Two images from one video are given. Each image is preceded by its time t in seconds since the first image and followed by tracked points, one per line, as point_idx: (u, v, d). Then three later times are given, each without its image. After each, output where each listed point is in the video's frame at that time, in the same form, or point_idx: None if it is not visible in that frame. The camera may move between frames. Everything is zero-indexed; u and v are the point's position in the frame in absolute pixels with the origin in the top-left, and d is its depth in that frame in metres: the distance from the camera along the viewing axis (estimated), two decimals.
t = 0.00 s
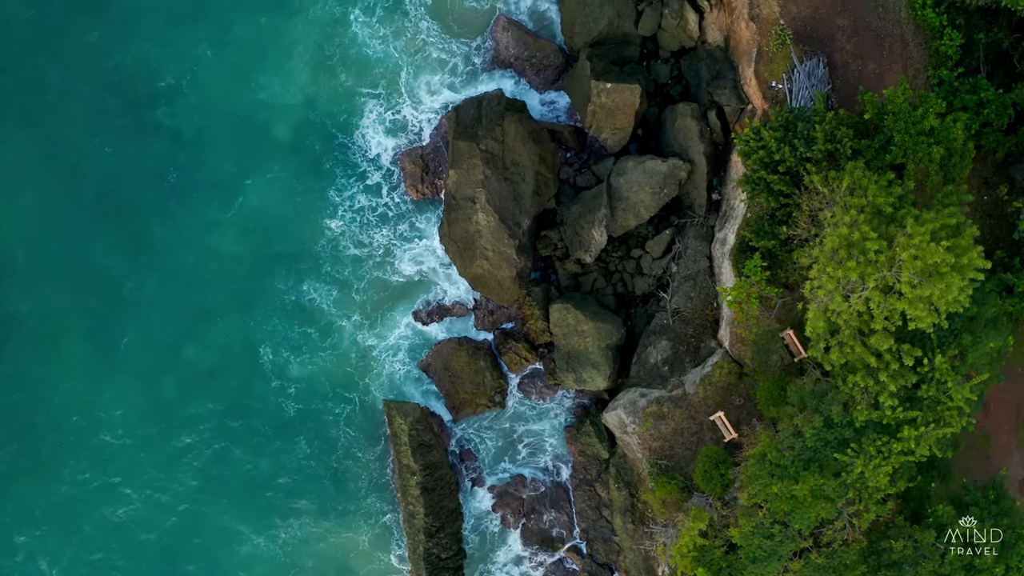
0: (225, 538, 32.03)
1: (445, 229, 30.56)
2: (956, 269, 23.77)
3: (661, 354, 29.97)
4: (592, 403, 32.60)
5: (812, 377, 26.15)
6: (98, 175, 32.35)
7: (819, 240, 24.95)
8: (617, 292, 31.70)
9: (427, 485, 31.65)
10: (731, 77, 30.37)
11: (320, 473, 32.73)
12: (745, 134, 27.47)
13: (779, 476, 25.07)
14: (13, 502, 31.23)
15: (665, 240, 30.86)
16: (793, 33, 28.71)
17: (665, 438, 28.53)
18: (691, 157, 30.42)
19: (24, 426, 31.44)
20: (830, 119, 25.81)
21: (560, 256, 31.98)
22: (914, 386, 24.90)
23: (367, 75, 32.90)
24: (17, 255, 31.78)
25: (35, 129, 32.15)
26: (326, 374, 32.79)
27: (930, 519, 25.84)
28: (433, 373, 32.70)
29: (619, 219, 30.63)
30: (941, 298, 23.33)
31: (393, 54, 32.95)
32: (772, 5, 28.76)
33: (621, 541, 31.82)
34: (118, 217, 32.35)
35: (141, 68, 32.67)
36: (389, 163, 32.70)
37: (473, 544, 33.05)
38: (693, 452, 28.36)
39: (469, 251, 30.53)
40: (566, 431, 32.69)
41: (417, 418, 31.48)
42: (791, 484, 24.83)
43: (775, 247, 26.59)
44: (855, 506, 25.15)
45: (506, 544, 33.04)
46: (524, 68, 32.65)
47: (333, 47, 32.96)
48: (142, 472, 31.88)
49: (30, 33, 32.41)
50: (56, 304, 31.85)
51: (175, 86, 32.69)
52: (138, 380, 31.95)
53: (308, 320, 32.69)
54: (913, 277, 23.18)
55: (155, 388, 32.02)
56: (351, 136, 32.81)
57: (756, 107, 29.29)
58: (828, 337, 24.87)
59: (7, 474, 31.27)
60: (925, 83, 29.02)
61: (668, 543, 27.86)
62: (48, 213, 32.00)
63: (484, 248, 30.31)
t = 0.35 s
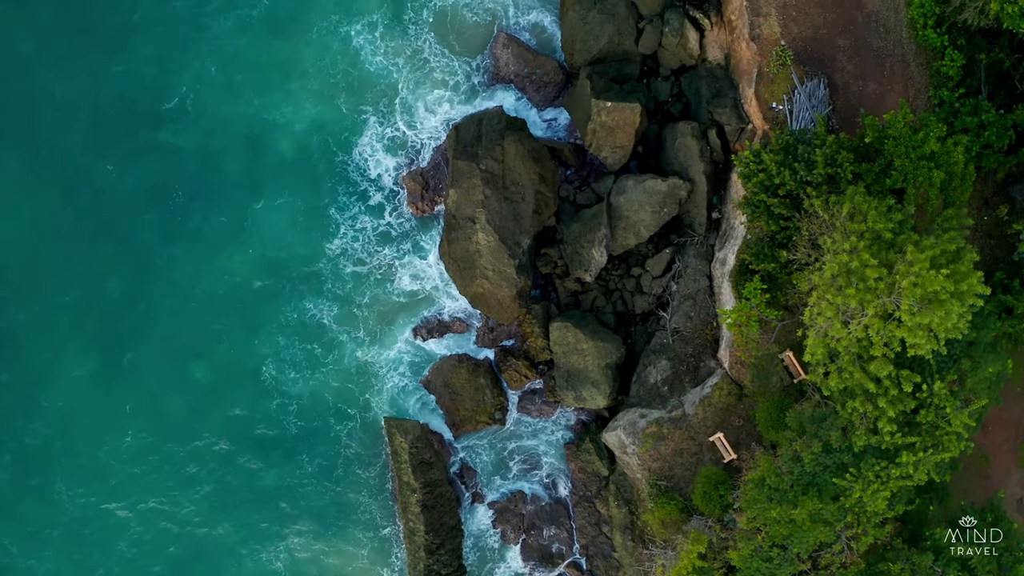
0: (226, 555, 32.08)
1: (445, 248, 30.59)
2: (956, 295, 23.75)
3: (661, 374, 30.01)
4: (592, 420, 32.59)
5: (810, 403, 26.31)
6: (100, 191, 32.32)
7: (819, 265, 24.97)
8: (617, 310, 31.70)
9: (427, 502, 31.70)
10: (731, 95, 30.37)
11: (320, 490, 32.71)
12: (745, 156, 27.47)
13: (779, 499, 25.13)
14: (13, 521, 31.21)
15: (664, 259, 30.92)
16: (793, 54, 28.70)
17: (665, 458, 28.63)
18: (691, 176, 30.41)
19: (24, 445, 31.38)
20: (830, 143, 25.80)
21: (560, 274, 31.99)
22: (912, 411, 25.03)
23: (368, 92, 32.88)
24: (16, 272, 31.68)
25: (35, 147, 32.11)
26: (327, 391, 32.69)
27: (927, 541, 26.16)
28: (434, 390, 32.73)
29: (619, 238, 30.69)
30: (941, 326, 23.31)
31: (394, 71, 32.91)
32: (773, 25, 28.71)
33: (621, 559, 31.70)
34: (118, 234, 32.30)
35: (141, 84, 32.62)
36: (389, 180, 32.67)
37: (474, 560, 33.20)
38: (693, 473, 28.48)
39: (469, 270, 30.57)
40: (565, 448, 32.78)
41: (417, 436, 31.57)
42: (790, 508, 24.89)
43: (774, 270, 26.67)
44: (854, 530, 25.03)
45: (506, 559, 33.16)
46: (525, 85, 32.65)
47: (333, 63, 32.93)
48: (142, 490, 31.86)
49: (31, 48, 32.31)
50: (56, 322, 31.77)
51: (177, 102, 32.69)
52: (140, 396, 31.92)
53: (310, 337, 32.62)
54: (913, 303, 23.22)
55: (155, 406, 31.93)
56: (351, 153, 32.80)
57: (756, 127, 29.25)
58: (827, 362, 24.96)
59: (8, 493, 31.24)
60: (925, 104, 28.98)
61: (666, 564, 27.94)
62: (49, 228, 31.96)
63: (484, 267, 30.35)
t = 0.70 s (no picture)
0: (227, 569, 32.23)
1: (445, 265, 30.56)
2: (955, 319, 23.73)
3: (660, 392, 29.98)
4: (593, 435, 32.43)
5: (812, 424, 26.38)
6: (101, 206, 32.38)
7: (819, 288, 25.06)
8: (617, 327, 31.74)
9: (427, 517, 31.76)
10: (731, 112, 30.30)
11: (321, 506, 32.62)
12: (745, 176, 27.42)
13: (777, 521, 25.32)
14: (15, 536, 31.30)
15: (664, 276, 30.96)
16: (794, 73, 28.66)
17: (665, 477, 28.73)
18: (691, 194, 30.39)
19: (24, 461, 31.43)
20: (830, 165, 25.75)
21: (560, 290, 32.03)
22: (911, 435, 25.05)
23: (369, 107, 32.86)
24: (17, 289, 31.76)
25: (35, 163, 32.17)
26: (328, 404, 32.58)
27: (925, 562, 25.95)
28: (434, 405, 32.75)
29: (619, 255, 30.71)
30: (940, 351, 23.27)
31: (395, 86, 32.90)
32: (773, 44, 28.70)
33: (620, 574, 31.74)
34: (118, 249, 32.30)
35: (141, 100, 32.68)
36: (389, 196, 32.68)
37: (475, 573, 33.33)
38: (692, 491, 28.58)
39: (469, 287, 30.58)
40: (565, 463, 32.71)
41: (417, 452, 31.65)
42: (788, 530, 25.04)
43: (774, 291, 26.72)
44: (852, 551, 24.98)
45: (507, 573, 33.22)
46: (525, 101, 32.64)
47: (332, 78, 32.91)
48: (142, 506, 31.81)
49: (32, 65, 32.44)
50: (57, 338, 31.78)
51: (177, 117, 32.72)
52: (142, 411, 31.94)
53: (312, 352, 32.52)
54: (913, 327, 23.21)
55: (156, 422, 31.96)
56: (351, 169, 32.77)
57: (756, 145, 29.22)
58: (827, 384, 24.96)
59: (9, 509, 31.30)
60: (926, 122, 28.91)
61: None
62: (50, 243, 32.02)
63: (484, 284, 30.37)
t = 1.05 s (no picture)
0: None
1: (445, 284, 30.54)
2: (954, 344, 23.81)
3: (660, 412, 30.09)
4: (592, 451, 32.52)
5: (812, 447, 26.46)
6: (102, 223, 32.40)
7: (820, 313, 25.13)
8: (617, 345, 31.76)
9: (427, 535, 31.79)
10: (731, 130, 30.28)
11: (321, 523, 32.58)
12: (745, 199, 27.42)
13: (776, 545, 25.40)
14: (15, 554, 31.25)
15: (664, 294, 30.94)
16: (794, 93, 28.59)
17: (664, 497, 28.87)
18: (691, 212, 30.39)
19: (24, 478, 31.36)
20: (830, 189, 25.73)
21: (560, 307, 32.00)
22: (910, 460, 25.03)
23: (373, 124, 33.03)
24: (17, 306, 31.74)
25: (35, 179, 32.22)
26: (331, 421, 32.63)
27: None
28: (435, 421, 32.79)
29: (619, 274, 30.70)
30: (940, 378, 23.29)
31: (400, 104, 33.07)
32: (774, 64, 28.65)
33: None
34: (118, 267, 32.31)
35: (142, 118, 32.82)
36: (390, 213, 32.77)
37: None
38: (692, 511, 28.67)
39: (469, 306, 30.60)
40: (565, 479, 32.72)
41: (417, 470, 31.67)
42: (787, 553, 25.16)
43: (774, 313, 26.75)
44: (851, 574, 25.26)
45: None
46: (524, 118, 32.71)
47: (339, 96, 33.12)
48: (142, 523, 31.76)
49: (32, 83, 32.52)
50: (57, 355, 31.73)
51: (178, 135, 32.85)
52: (143, 428, 31.89)
53: (315, 369, 32.55)
54: (912, 354, 23.26)
55: (156, 439, 31.91)
56: (352, 188, 32.87)
57: (756, 165, 29.19)
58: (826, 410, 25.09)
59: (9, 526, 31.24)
60: (926, 143, 28.89)
61: None
62: (50, 260, 32.00)
63: (484, 303, 30.38)
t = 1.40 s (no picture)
0: None
1: (445, 301, 30.58)
2: (953, 366, 23.90)
3: (659, 429, 30.16)
4: (592, 466, 32.44)
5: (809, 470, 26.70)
6: (103, 240, 32.54)
7: (820, 336, 25.11)
8: (617, 361, 31.78)
9: (427, 550, 31.88)
10: (731, 147, 30.24)
11: (322, 538, 32.64)
12: (745, 219, 27.40)
13: (774, 566, 25.58)
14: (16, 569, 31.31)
15: (664, 311, 30.99)
16: (794, 112, 28.54)
17: (664, 516, 28.92)
18: (691, 230, 30.41)
19: (25, 493, 31.46)
20: (830, 210, 25.76)
21: (560, 323, 32.00)
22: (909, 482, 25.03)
23: (378, 140, 33.12)
24: (18, 321, 31.84)
25: (37, 195, 32.40)
26: (334, 437, 32.66)
27: None
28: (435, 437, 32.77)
29: (619, 291, 30.77)
30: (939, 402, 23.38)
31: (404, 121, 33.13)
32: (774, 82, 28.59)
33: None
34: (119, 282, 32.41)
35: (143, 134, 33.01)
36: (392, 229, 32.82)
37: None
38: (691, 529, 28.76)
39: (469, 323, 30.64)
40: (565, 494, 32.65)
41: (417, 485, 31.80)
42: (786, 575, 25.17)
43: (774, 333, 26.76)
44: None
45: None
46: (524, 134, 32.78)
47: (344, 113, 33.23)
48: (143, 538, 31.82)
49: (34, 99, 32.77)
50: (57, 371, 31.82)
51: (179, 150, 33.00)
52: (143, 443, 31.97)
53: (317, 384, 32.58)
54: (912, 378, 23.32)
55: (156, 454, 31.98)
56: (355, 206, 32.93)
57: (756, 184, 29.15)
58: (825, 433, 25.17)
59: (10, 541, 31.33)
60: (926, 161, 28.86)
61: None
62: (50, 275, 32.11)
63: (484, 320, 30.40)
